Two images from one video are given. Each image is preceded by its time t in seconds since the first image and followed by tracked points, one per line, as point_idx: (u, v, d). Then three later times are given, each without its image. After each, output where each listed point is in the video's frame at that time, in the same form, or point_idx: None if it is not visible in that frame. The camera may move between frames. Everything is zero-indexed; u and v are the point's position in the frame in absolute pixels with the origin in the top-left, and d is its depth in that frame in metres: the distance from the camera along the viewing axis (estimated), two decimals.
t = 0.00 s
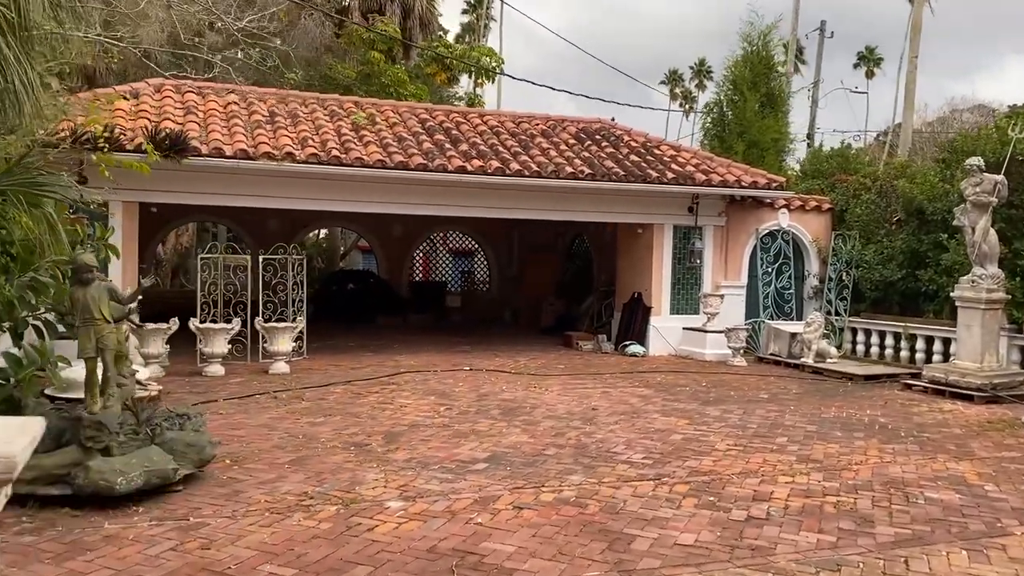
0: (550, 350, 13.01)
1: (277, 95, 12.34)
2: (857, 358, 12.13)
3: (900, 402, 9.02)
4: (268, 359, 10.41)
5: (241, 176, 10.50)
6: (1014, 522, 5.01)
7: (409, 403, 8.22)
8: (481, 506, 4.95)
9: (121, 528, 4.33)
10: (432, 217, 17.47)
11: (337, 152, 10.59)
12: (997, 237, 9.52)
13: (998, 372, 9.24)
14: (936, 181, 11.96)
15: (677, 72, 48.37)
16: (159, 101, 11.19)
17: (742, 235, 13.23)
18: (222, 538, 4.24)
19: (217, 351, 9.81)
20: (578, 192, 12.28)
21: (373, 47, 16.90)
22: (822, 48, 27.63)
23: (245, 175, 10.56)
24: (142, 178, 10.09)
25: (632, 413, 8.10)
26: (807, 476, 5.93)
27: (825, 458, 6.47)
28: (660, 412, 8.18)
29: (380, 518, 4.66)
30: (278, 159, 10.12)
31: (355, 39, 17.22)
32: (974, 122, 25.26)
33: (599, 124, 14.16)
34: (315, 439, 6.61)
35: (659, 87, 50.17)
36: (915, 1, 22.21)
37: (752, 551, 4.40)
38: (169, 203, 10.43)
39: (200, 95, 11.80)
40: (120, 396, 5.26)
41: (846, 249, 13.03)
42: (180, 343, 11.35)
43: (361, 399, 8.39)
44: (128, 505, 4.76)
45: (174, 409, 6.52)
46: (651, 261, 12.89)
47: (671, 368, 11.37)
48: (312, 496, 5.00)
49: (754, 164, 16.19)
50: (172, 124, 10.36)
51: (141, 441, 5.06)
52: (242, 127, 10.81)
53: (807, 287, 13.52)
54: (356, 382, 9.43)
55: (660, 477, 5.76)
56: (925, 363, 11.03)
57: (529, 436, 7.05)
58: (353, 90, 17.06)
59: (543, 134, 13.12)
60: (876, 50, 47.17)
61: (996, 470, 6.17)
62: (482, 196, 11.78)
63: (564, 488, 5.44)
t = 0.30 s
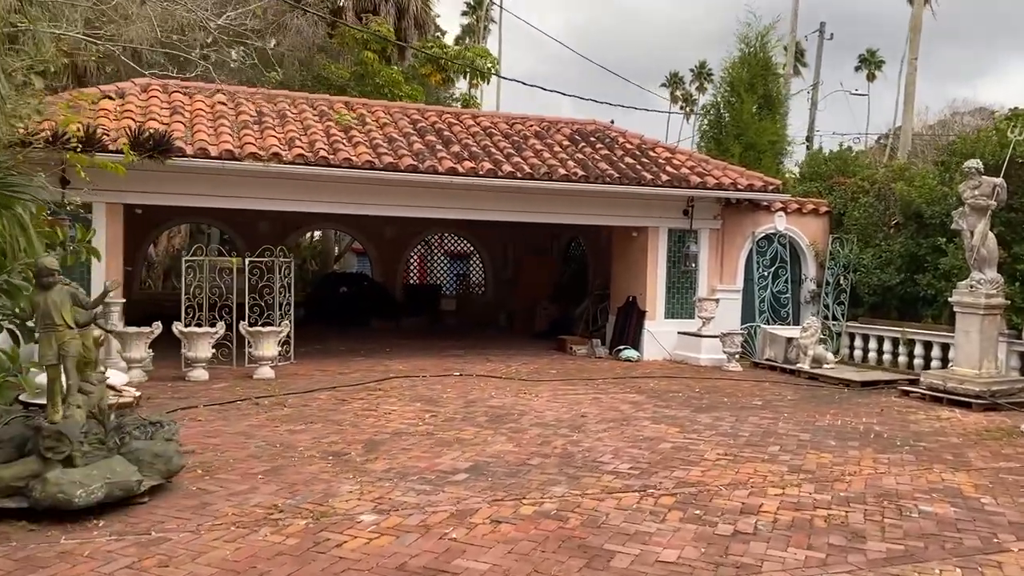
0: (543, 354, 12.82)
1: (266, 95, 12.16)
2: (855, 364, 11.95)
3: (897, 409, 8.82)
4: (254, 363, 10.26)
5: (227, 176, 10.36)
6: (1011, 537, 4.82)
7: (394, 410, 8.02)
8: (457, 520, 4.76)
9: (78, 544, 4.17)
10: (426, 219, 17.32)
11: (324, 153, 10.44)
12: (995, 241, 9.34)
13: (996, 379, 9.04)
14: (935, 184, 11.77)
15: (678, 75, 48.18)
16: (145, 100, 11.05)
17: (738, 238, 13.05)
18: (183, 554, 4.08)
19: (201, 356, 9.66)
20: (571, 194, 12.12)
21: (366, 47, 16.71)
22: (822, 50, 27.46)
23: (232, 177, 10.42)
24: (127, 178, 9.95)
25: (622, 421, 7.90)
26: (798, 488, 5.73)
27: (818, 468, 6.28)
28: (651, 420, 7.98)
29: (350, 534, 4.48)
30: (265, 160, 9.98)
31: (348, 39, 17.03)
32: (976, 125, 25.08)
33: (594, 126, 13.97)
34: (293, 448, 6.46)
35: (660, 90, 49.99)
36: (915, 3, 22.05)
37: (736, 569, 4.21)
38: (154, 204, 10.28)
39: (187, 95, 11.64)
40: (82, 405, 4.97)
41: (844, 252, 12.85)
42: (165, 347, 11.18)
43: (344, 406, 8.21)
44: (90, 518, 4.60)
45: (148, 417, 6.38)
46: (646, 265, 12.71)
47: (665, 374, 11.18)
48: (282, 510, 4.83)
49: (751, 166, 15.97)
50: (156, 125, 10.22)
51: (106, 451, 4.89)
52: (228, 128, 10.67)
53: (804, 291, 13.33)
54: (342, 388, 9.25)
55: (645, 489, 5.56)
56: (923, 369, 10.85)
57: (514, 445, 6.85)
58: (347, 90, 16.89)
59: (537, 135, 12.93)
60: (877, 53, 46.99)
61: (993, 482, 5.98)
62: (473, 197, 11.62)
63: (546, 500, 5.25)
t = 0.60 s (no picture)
0: (531, 357, 12.65)
1: (249, 93, 11.99)
2: (846, 366, 11.79)
3: (887, 413, 8.66)
4: (234, 366, 10.09)
5: (209, 175, 10.21)
6: (999, 547, 4.65)
7: (372, 414, 7.86)
8: (425, 529, 4.59)
9: (25, 555, 4.01)
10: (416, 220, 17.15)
11: (307, 152, 10.29)
12: (987, 242, 9.18)
13: (988, 383, 8.87)
14: (927, 185, 11.62)
15: (674, 77, 48.02)
16: (126, 98, 10.88)
17: (729, 239, 12.90)
18: (133, 566, 3.91)
19: (179, 358, 9.50)
20: (559, 194, 11.96)
21: (355, 46, 16.51)
22: (817, 51, 27.30)
23: (214, 176, 10.27)
24: (106, 177, 9.80)
25: (606, 425, 7.73)
26: (782, 495, 5.56)
27: (803, 474, 6.11)
28: (635, 424, 7.80)
29: (311, 544, 4.31)
30: (246, 159, 9.82)
31: (337, 38, 16.87)
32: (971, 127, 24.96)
33: (583, 125, 13.79)
34: (264, 453, 6.30)
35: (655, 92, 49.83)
36: (909, 4, 21.93)
37: None
38: (134, 204, 10.12)
39: (169, 94, 11.46)
40: (36, 410, 4.80)
41: (836, 254, 12.70)
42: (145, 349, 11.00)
43: (322, 410, 8.03)
44: (42, 527, 4.43)
45: (115, 420, 6.22)
46: (635, 266, 12.54)
47: (653, 377, 11.01)
48: (244, 518, 4.66)
49: (742, 167, 15.83)
50: (136, 123, 10.06)
51: (60, 457, 4.72)
52: (209, 126, 10.51)
53: (795, 293, 13.18)
54: (322, 391, 9.08)
55: (623, 496, 5.38)
56: (915, 372, 10.69)
57: (493, 449, 6.66)
58: (336, 90, 16.71)
59: (525, 135, 12.76)
60: (873, 55, 46.92)
61: (982, 488, 5.81)
62: (460, 197, 11.46)
63: (519, 507, 5.07)
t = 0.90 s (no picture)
0: (516, 361, 12.47)
1: (229, 94, 11.80)
2: (835, 371, 11.64)
3: (874, 419, 8.50)
4: (210, 371, 9.90)
5: (184, 177, 10.03)
6: (985, 561, 4.48)
7: (347, 422, 7.66)
8: (387, 543, 4.40)
9: None
10: (403, 223, 16.96)
11: (286, 153, 10.12)
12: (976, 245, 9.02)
13: (978, 388, 8.70)
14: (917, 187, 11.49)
15: (668, 79, 47.88)
16: (101, 98, 10.69)
17: (716, 242, 12.75)
18: None
19: (153, 363, 9.29)
20: (543, 196, 11.80)
21: (340, 46, 16.25)
22: (808, 52, 27.20)
23: (190, 177, 10.10)
24: (78, 178, 9.62)
25: (586, 432, 7.54)
26: (762, 506, 5.38)
27: (785, 483, 5.94)
28: (617, 431, 7.62)
29: (266, 560, 4.11)
30: (222, 160, 9.65)
31: (322, 38, 16.71)
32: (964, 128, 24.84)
33: (569, 126, 13.61)
34: (230, 463, 6.10)
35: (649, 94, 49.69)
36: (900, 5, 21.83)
37: None
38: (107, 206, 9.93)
39: (147, 94, 11.26)
40: None
41: (825, 257, 12.55)
42: (121, 354, 10.79)
43: (297, 417, 7.84)
44: None
45: (76, 429, 6.03)
46: (622, 269, 12.38)
47: (639, 382, 10.83)
48: (198, 533, 4.47)
49: (731, 169, 15.72)
50: (110, 123, 9.87)
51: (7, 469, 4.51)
52: (186, 127, 10.32)
53: (784, 296, 13.04)
54: (299, 397, 8.88)
55: (598, 507, 5.20)
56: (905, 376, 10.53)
57: (467, 458, 6.47)
58: (321, 90, 16.50)
59: (510, 136, 12.58)
60: (866, 58, 46.88)
61: (969, 498, 5.64)
62: (442, 200, 11.30)
63: (488, 520, 4.88)
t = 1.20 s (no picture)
0: (503, 363, 12.29)
1: (210, 91, 11.60)
2: (825, 372, 11.51)
3: (863, 422, 8.35)
4: (188, 374, 9.70)
5: (161, 176, 9.85)
6: (974, 571, 4.32)
7: (324, 426, 7.47)
8: (352, 555, 4.23)
9: None
10: (390, 223, 16.79)
11: (266, 151, 9.95)
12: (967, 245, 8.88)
13: (969, 390, 8.55)
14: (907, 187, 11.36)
15: (661, 81, 47.75)
16: (78, 96, 10.47)
17: (705, 242, 12.60)
18: None
19: (129, 366, 9.08)
20: (529, 196, 11.64)
21: (326, 44, 16.23)
22: (800, 53, 27.13)
23: (169, 176, 9.91)
24: (53, 177, 9.43)
25: (569, 436, 7.36)
26: (745, 513, 5.21)
27: (770, 489, 5.77)
28: (600, 435, 7.44)
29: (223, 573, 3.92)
30: (200, 159, 9.48)
31: (307, 36, 16.55)
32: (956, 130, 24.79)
33: (557, 126, 13.45)
34: (199, 469, 5.91)
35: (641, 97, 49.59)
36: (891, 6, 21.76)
37: None
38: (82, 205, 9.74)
39: (126, 92, 11.06)
40: None
41: (815, 258, 12.41)
42: (98, 357, 10.58)
43: (273, 421, 7.64)
44: None
45: (39, 435, 5.83)
46: (610, 270, 12.22)
47: (626, 384, 10.66)
48: (156, 544, 4.28)
49: (720, 169, 15.58)
50: (86, 121, 9.66)
51: None
52: (165, 125, 10.13)
53: (774, 298, 12.91)
54: (277, 401, 8.68)
55: (575, 515, 5.02)
56: (895, 378, 10.38)
57: (445, 463, 6.28)
58: (308, 89, 16.36)
59: (497, 135, 12.41)
60: (859, 60, 46.87)
61: (958, 504, 5.49)
62: (427, 200, 11.14)
63: (461, 529, 4.70)
